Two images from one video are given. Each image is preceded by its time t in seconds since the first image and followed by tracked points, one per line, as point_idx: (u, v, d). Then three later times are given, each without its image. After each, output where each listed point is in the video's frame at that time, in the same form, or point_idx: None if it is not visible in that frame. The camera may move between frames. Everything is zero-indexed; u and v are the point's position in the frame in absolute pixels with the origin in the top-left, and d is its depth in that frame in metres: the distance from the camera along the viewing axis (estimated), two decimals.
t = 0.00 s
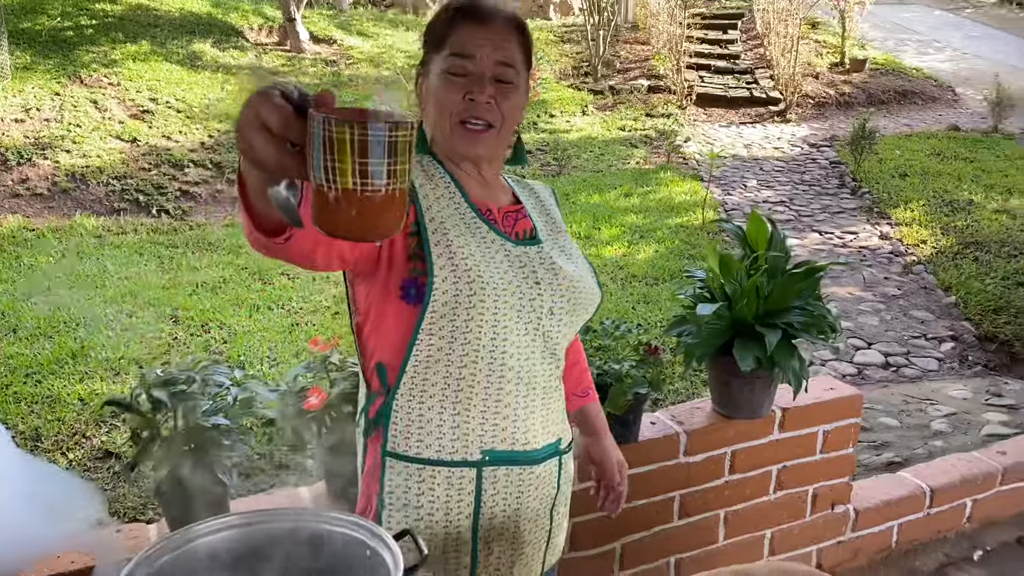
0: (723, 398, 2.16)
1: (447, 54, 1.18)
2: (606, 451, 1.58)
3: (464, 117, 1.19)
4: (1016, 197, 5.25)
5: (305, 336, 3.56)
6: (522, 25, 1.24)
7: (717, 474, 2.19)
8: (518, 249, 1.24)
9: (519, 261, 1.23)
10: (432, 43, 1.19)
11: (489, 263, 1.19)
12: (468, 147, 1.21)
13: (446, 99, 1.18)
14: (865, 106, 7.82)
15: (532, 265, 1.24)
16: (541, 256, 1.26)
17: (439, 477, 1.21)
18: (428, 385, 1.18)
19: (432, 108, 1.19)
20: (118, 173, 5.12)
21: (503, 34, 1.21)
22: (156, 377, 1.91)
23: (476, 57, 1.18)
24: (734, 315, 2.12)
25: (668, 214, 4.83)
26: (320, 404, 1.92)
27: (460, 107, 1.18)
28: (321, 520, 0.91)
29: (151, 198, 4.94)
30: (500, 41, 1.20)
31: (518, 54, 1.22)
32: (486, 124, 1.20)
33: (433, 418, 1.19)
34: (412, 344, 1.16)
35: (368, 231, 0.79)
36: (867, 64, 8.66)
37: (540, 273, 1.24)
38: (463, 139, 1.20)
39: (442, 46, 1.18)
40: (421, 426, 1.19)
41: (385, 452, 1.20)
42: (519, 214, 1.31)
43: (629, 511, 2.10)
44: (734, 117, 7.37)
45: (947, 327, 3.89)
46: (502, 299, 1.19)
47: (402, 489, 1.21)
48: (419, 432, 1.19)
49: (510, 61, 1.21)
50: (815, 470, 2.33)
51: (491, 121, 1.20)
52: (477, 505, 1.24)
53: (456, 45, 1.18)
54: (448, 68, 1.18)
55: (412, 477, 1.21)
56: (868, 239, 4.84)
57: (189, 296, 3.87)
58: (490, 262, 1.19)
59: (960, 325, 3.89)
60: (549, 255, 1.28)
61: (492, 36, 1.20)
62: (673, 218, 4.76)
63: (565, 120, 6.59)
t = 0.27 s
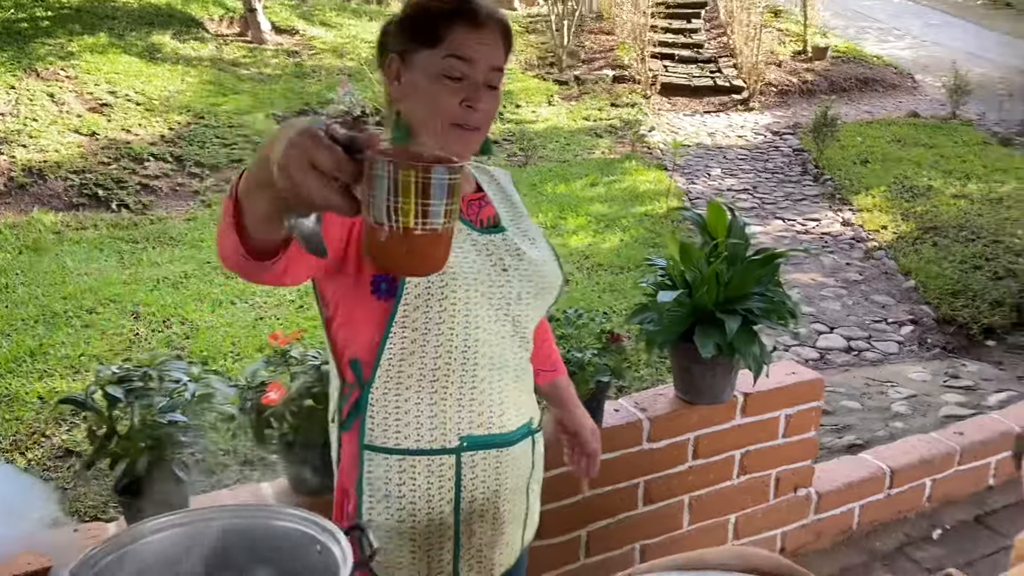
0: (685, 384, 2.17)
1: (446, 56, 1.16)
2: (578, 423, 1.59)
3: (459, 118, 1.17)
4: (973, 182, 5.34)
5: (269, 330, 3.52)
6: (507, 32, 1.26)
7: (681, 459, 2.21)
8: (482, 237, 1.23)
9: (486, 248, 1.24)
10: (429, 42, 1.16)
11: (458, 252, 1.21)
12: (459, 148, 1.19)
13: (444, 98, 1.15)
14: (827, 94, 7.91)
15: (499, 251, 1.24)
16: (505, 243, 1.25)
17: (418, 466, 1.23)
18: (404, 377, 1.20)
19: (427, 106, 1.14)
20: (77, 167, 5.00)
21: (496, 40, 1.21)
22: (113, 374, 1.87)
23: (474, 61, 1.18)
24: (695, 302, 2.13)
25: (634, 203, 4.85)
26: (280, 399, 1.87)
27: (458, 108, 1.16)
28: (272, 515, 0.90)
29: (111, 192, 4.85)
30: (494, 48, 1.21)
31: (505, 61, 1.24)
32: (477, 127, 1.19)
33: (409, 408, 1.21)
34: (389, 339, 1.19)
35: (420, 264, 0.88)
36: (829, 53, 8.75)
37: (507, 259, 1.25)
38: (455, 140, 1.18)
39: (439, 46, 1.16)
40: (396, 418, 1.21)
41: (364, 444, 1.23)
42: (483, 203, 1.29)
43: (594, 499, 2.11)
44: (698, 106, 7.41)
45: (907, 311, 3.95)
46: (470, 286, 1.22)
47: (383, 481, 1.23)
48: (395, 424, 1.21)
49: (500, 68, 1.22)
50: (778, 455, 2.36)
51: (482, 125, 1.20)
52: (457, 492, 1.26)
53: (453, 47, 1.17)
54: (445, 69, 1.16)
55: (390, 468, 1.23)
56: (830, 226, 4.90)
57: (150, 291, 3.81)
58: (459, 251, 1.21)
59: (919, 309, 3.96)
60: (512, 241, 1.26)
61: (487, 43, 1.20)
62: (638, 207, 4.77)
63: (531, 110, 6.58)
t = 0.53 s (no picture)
0: (641, 364, 2.17)
1: (412, 46, 1.22)
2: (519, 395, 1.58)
3: (423, 111, 1.25)
4: (927, 160, 5.43)
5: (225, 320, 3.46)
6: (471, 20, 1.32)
7: (638, 440, 2.21)
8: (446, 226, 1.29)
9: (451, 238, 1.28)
10: (394, 31, 1.22)
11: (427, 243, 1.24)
12: (422, 138, 1.27)
13: (409, 92, 1.23)
14: (784, 75, 7.97)
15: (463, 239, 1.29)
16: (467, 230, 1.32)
17: (403, 460, 1.27)
18: (383, 375, 1.23)
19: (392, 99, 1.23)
20: (23, 156, 4.84)
21: (461, 31, 1.27)
22: (56, 368, 1.81)
23: (438, 53, 1.24)
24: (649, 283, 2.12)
25: (594, 186, 4.85)
26: (227, 390, 1.79)
27: (422, 100, 1.24)
28: (203, 506, 0.96)
29: (60, 181, 4.72)
30: (458, 38, 1.26)
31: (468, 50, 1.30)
32: (440, 118, 1.27)
33: (391, 405, 1.24)
34: (367, 339, 1.21)
35: (541, 321, 1.10)
36: (786, 34, 8.80)
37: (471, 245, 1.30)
38: (418, 131, 1.26)
39: (405, 38, 1.22)
40: (381, 415, 1.24)
41: (343, 443, 1.25)
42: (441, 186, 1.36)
43: (551, 481, 2.11)
44: (657, 88, 7.41)
45: (862, 289, 4.00)
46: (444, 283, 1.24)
47: (366, 476, 1.26)
48: (379, 420, 1.24)
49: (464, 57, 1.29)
50: (734, 434, 2.37)
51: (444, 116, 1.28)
52: (440, 477, 1.31)
53: (418, 37, 1.23)
54: (411, 62, 1.23)
55: (376, 463, 1.26)
56: (788, 206, 4.94)
57: (101, 283, 3.72)
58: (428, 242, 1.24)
59: (875, 287, 4.01)
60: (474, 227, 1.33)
61: (452, 33, 1.26)
62: (597, 190, 4.77)
63: (491, 94, 6.53)
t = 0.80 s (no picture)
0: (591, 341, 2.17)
1: (417, 30, 1.27)
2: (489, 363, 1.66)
3: (429, 95, 1.31)
4: (877, 133, 5.50)
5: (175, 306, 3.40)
6: None
7: (590, 415, 2.23)
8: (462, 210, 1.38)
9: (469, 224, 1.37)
10: (398, 17, 1.26)
11: (456, 231, 1.33)
12: (428, 121, 1.34)
13: (417, 78, 1.29)
14: (738, 50, 8.00)
15: (479, 224, 1.40)
16: (477, 213, 1.42)
17: (442, 439, 1.38)
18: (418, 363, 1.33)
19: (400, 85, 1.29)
20: None
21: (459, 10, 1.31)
22: None
23: (441, 36, 1.28)
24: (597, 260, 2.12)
25: (549, 164, 4.84)
26: (168, 376, 1.73)
27: (429, 85, 1.30)
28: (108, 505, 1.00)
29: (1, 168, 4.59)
30: (457, 18, 1.30)
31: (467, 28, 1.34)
32: (444, 100, 1.33)
33: (428, 391, 1.34)
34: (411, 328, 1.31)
35: (679, 369, 1.13)
36: (740, 9, 8.83)
37: (485, 227, 1.41)
38: (426, 115, 1.33)
39: (409, 22, 1.26)
40: (420, 398, 1.34)
41: (383, 430, 1.34)
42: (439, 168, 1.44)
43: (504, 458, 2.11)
44: (613, 65, 7.39)
45: (813, 261, 4.05)
46: (474, 263, 1.34)
47: (406, 458, 1.37)
48: (417, 403, 1.34)
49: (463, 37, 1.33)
50: (685, 406, 2.40)
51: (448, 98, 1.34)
52: (473, 451, 1.43)
53: (422, 22, 1.27)
54: (417, 47, 1.27)
55: (415, 443, 1.36)
56: (741, 180, 4.99)
57: (46, 271, 3.64)
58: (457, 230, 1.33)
59: (825, 259, 4.06)
60: (480, 209, 1.44)
61: (453, 13, 1.29)
62: (553, 168, 4.76)
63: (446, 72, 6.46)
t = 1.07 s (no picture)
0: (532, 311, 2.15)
1: None
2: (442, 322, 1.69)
3: (451, 58, 1.31)
4: (827, 99, 5.55)
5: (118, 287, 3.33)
6: None
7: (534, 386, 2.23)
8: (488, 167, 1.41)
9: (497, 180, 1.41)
10: None
11: (492, 188, 1.36)
12: (449, 84, 1.34)
13: (439, 40, 1.29)
14: (691, 18, 7.99)
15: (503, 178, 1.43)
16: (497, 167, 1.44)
17: (484, 388, 1.46)
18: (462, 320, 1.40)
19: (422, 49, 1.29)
20: None
21: None
22: None
23: None
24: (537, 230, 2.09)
25: (501, 134, 4.81)
26: (95, 359, 1.70)
27: (451, 48, 1.30)
28: None
29: None
30: None
31: None
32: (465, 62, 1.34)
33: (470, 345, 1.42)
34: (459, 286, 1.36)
35: (757, 422, 1.12)
36: None
37: (509, 181, 1.44)
38: (448, 78, 1.33)
39: None
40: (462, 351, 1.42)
41: (432, 383, 1.42)
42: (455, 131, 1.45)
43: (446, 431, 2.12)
44: (565, 34, 7.34)
45: (762, 228, 4.08)
46: (510, 219, 1.37)
47: (455, 408, 1.45)
48: (461, 356, 1.42)
49: None
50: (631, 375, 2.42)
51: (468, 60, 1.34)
52: (507, 397, 1.52)
53: None
54: (438, 9, 1.27)
55: (458, 395, 1.44)
56: (692, 148, 5.00)
57: None
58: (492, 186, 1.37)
59: (773, 226, 4.09)
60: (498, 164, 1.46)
61: None
62: (504, 139, 4.73)
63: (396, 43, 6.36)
